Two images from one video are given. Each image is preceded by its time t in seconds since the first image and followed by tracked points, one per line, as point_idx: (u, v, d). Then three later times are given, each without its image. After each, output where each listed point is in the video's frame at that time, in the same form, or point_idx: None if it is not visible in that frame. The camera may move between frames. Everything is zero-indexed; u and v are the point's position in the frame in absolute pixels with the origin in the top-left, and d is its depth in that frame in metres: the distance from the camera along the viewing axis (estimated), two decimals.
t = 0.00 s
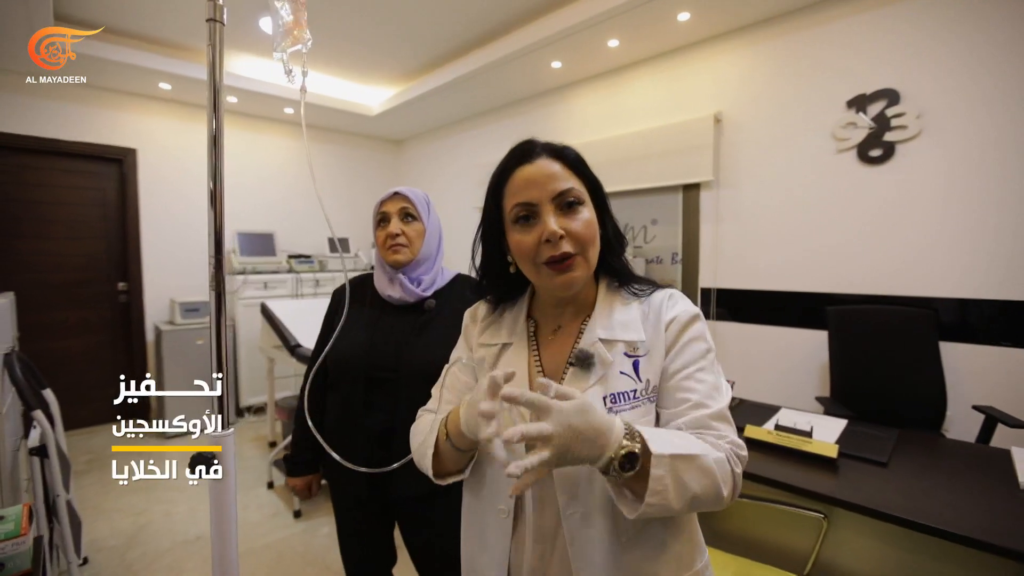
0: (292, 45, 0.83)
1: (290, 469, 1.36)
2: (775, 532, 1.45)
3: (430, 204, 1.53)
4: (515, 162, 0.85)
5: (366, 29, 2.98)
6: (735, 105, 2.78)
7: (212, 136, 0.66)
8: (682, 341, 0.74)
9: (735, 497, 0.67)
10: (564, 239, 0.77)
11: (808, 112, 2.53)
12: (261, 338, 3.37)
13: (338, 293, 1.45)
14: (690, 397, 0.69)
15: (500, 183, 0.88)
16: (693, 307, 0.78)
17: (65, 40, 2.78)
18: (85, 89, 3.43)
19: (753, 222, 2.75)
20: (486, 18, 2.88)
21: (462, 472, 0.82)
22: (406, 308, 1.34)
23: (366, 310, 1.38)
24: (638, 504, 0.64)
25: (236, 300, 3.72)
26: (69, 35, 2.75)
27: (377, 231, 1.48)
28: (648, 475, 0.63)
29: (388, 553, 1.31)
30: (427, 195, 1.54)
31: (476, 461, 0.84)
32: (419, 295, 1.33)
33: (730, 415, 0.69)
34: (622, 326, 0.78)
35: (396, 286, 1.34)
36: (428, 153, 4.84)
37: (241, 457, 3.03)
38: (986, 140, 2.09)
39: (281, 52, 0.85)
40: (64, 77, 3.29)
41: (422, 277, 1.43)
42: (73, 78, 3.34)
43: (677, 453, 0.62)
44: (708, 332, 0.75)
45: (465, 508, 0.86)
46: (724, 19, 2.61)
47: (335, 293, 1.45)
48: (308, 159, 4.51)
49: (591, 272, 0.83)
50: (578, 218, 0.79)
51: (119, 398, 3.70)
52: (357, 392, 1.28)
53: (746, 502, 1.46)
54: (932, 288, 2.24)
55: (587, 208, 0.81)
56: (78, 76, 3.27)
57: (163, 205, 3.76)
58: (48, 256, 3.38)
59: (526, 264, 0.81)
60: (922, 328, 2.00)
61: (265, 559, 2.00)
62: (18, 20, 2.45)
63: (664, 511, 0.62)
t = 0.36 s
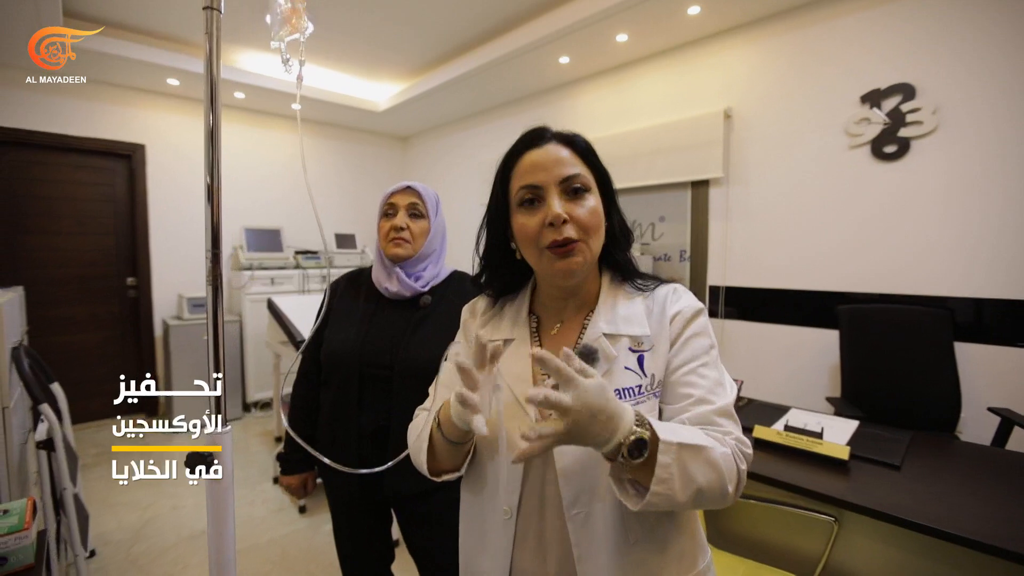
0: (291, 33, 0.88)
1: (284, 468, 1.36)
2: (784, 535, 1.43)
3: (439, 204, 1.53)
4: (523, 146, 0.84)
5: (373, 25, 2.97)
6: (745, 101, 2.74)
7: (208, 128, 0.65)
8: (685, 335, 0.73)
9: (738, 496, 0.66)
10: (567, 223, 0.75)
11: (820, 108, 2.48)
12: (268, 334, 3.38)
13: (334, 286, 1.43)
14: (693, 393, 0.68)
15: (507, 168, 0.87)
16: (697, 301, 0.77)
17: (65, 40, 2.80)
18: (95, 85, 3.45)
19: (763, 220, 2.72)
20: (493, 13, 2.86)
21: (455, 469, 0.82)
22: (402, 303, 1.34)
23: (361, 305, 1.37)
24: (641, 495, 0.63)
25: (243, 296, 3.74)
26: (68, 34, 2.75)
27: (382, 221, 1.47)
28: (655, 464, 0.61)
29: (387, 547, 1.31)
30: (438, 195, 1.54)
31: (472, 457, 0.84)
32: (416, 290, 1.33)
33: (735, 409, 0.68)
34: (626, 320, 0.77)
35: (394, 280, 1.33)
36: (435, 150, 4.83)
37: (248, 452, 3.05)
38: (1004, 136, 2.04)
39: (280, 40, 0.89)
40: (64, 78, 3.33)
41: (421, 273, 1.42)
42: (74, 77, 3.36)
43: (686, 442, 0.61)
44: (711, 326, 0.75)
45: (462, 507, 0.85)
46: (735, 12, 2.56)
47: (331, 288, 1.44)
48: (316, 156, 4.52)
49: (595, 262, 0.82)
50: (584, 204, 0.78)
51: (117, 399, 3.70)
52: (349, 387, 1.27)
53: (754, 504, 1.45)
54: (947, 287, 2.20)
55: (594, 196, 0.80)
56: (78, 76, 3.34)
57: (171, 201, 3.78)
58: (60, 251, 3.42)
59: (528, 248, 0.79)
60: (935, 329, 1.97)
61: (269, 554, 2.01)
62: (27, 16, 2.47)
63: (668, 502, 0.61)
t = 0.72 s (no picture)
0: (291, 33, 0.89)
1: (284, 470, 1.35)
2: (790, 538, 1.41)
3: (444, 207, 1.52)
4: (508, 155, 0.83)
5: (375, 26, 2.97)
6: (750, 100, 2.73)
7: (206, 129, 0.65)
8: (688, 338, 0.72)
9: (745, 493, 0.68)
10: (539, 242, 0.76)
11: (826, 107, 2.46)
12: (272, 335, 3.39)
13: (335, 287, 1.44)
14: (702, 394, 0.68)
15: (496, 175, 0.87)
16: (698, 302, 0.77)
17: (65, 40, 2.81)
18: (101, 88, 3.48)
19: (768, 220, 2.70)
20: (497, 13, 2.85)
21: (451, 464, 0.82)
22: (403, 305, 1.33)
23: (362, 306, 1.37)
24: (667, 487, 0.64)
25: (248, 297, 3.75)
26: (68, 34, 2.74)
27: (386, 223, 1.46)
28: (679, 457, 0.63)
29: (387, 549, 1.31)
30: (444, 198, 1.53)
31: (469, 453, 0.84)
32: (416, 293, 1.32)
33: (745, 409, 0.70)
34: (627, 322, 0.77)
35: (395, 283, 1.33)
36: (439, 150, 4.83)
37: (252, 453, 3.06)
38: (1013, 135, 2.01)
39: (281, 40, 0.90)
40: (64, 77, 3.33)
41: (423, 276, 1.41)
42: (75, 77, 3.36)
43: (707, 440, 0.62)
44: (713, 327, 0.74)
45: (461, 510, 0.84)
46: (740, 11, 2.55)
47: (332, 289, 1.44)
48: (320, 157, 4.53)
49: (581, 271, 0.82)
50: (560, 219, 0.77)
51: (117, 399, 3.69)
52: (349, 390, 1.26)
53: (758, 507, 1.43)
54: (954, 288, 2.17)
55: (574, 207, 0.78)
56: (79, 76, 3.34)
57: (176, 203, 3.80)
58: (67, 253, 3.45)
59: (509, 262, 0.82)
60: (942, 329, 1.94)
61: (273, 555, 2.01)
62: (32, 19, 2.48)
63: (691, 497, 0.62)
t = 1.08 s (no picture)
0: (296, 36, 0.90)
1: (289, 468, 1.36)
2: (792, 540, 1.41)
3: (447, 208, 1.53)
4: (514, 152, 0.84)
5: (379, 26, 2.98)
6: (754, 101, 2.72)
7: (212, 129, 0.65)
8: (689, 339, 0.73)
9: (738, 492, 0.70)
10: (560, 234, 0.76)
11: (830, 108, 2.45)
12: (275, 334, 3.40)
13: (337, 287, 1.44)
14: (700, 398, 0.69)
15: (499, 174, 0.87)
16: (696, 303, 0.77)
17: (65, 40, 2.82)
18: (107, 88, 3.50)
19: (771, 221, 2.69)
20: (500, 14, 2.86)
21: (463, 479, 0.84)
22: (406, 305, 1.34)
23: (365, 306, 1.37)
24: (667, 507, 0.66)
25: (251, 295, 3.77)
26: (69, 34, 2.76)
27: (390, 224, 1.47)
28: (676, 481, 0.64)
29: (388, 547, 1.32)
30: (446, 198, 1.54)
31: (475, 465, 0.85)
32: (420, 294, 1.33)
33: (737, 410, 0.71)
34: (627, 323, 0.77)
35: (399, 284, 1.34)
36: (443, 151, 4.84)
37: (255, 451, 3.07)
38: (1018, 136, 2.00)
39: (285, 42, 0.91)
40: (63, 77, 3.35)
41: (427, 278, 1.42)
42: (75, 77, 3.37)
43: (702, 463, 0.63)
44: (712, 328, 0.75)
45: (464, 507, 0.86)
46: (743, 12, 2.54)
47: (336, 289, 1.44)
48: (324, 157, 4.55)
49: (590, 268, 0.82)
50: (577, 212, 0.78)
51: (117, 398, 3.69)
52: (353, 389, 1.27)
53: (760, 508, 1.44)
54: (958, 290, 2.16)
55: (588, 202, 0.80)
56: (79, 76, 3.36)
57: (182, 202, 3.83)
58: (73, 251, 3.48)
59: (522, 257, 0.80)
60: (947, 331, 1.93)
61: (275, 552, 2.02)
62: (39, 19, 2.50)
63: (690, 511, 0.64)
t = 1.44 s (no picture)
0: (296, 34, 0.90)
1: (293, 465, 1.37)
2: (793, 537, 1.42)
3: (449, 207, 1.53)
4: (521, 148, 0.83)
5: (380, 25, 2.99)
6: (754, 98, 2.72)
7: (214, 129, 0.65)
8: (700, 337, 0.74)
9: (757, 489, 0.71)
10: (571, 232, 0.76)
11: (831, 105, 2.45)
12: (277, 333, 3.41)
13: (339, 286, 1.44)
14: (714, 396, 0.70)
15: (503, 171, 0.86)
16: (705, 299, 0.78)
17: (65, 40, 2.82)
18: (108, 87, 3.51)
19: (772, 219, 2.69)
20: (501, 11, 2.85)
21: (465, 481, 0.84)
22: (409, 303, 1.34)
23: (368, 304, 1.38)
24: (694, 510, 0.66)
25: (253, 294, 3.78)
26: (68, 34, 2.75)
27: (392, 223, 1.47)
28: (704, 481, 0.64)
29: (392, 544, 1.32)
30: (448, 197, 1.54)
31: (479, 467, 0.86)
32: (423, 292, 1.33)
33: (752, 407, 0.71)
34: (636, 322, 0.77)
35: (402, 283, 1.34)
36: (443, 150, 4.85)
37: (257, 449, 3.08)
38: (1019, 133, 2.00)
39: (286, 41, 0.91)
40: (65, 77, 3.35)
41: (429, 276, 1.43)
42: (75, 77, 3.37)
43: (729, 463, 0.63)
44: (722, 324, 0.76)
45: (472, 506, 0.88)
46: (744, 9, 2.54)
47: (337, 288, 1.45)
48: (324, 155, 4.55)
49: (598, 267, 0.83)
50: (587, 210, 0.78)
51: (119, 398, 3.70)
52: (355, 388, 1.28)
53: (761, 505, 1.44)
54: (960, 287, 2.16)
55: (597, 199, 0.81)
56: (79, 76, 3.36)
57: (183, 201, 3.84)
58: (75, 251, 3.49)
59: (531, 256, 0.80)
60: (948, 329, 1.93)
61: (279, 550, 2.03)
62: (38, 19, 2.50)
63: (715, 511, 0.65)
